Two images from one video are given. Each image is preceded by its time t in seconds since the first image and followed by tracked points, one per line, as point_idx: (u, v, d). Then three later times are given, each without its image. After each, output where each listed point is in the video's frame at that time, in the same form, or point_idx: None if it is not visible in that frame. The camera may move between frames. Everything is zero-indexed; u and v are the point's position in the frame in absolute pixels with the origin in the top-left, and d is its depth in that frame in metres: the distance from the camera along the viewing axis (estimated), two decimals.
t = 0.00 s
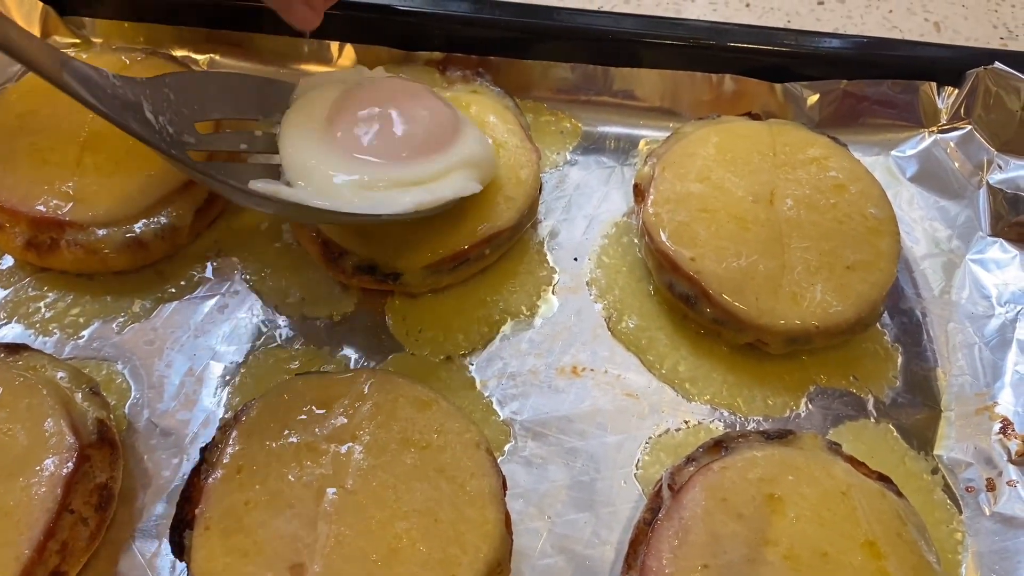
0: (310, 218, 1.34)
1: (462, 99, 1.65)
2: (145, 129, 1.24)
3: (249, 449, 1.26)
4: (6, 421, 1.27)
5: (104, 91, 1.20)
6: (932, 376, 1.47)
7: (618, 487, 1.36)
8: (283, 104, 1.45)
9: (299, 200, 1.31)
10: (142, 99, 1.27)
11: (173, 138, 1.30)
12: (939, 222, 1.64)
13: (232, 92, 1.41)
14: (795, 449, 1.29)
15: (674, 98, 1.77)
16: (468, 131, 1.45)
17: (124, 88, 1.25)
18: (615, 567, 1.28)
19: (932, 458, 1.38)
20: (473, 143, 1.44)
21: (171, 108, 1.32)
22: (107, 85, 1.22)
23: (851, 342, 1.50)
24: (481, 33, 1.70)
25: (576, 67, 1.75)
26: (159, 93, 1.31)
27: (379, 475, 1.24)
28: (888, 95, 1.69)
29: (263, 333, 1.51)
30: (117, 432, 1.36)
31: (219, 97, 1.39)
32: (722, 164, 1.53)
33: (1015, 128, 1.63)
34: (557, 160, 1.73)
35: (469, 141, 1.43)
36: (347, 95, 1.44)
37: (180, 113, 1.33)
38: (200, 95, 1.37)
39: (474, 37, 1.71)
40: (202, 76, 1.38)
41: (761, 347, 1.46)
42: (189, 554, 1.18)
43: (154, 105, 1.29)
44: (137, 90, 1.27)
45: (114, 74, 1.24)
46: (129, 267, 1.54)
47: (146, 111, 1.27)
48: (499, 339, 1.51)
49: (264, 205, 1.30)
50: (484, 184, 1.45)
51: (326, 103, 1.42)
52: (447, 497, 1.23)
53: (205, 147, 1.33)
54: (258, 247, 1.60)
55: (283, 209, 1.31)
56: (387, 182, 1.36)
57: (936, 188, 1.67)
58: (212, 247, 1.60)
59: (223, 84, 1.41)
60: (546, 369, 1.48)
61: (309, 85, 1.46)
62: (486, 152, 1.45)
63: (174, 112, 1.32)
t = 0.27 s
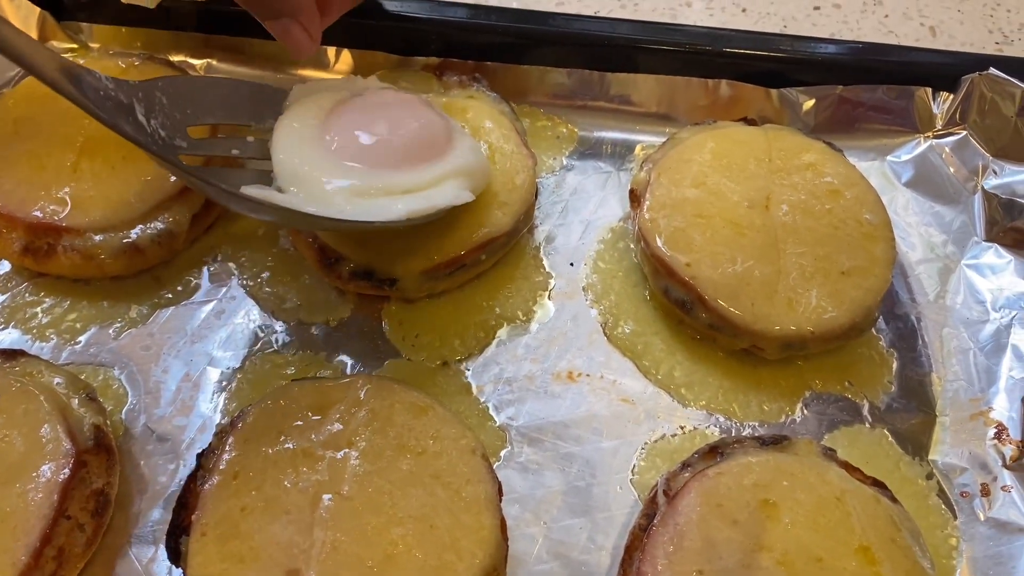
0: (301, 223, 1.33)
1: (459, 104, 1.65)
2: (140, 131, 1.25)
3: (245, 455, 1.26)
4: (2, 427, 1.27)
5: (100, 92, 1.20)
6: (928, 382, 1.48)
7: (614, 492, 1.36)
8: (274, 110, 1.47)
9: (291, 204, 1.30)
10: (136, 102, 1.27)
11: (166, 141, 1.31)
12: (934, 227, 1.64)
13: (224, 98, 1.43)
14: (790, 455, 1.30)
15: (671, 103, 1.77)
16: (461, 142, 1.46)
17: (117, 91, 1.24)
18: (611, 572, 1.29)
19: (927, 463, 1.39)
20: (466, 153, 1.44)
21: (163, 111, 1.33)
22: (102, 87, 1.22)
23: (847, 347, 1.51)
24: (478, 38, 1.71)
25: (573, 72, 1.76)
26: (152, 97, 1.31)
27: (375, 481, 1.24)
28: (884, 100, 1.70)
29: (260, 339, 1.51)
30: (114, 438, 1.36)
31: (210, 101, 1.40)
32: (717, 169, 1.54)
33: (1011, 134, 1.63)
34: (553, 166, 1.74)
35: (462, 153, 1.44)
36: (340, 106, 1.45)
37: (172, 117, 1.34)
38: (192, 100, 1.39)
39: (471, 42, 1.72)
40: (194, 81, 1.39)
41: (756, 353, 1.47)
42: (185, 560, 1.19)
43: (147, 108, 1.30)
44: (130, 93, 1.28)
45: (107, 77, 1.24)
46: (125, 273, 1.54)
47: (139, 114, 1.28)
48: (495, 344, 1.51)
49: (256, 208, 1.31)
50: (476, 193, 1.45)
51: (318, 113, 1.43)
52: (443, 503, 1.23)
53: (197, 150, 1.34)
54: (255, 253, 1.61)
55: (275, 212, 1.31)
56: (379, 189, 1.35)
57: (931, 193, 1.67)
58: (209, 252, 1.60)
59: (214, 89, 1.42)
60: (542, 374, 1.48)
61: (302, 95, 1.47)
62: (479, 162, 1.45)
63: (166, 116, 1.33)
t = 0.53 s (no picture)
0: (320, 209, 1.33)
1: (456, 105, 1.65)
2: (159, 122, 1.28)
3: (241, 456, 1.26)
4: None
5: (119, 82, 1.22)
6: (925, 383, 1.47)
7: (611, 494, 1.36)
8: (290, 101, 1.46)
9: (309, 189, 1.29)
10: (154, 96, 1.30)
11: (185, 132, 1.33)
12: (931, 228, 1.64)
13: (241, 92, 1.44)
14: (787, 456, 1.30)
15: (668, 104, 1.77)
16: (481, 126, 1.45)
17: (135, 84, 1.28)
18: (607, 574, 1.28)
19: (924, 465, 1.38)
20: (487, 137, 1.43)
21: (181, 105, 1.36)
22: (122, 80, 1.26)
23: (844, 348, 1.51)
24: (475, 39, 1.71)
25: (570, 73, 1.76)
26: (169, 90, 1.35)
27: (371, 483, 1.24)
28: (880, 100, 1.70)
29: (257, 340, 1.51)
30: (110, 439, 1.36)
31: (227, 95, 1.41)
32: (714, 170, 1.54)
33: (1008, 135, 1.63)
34: (550, 166, 1.74)
35: (483, 136, 1.43)
36: (357, 92, 1.45)
37: (189, 110, 1.37)
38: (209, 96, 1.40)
39: (468, 43, 1.72)
40: (212, 77, 1.42)
41: (753, 354, 1.46)
42: (181, 562, 1.18)
43: (165, 101, 1.33)
44: (148, 87, 1.31)
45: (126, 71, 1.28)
46: (122, 274, 1.54)
47: (158, 106, 1.30)
48: (493, 345, 1.51)
49: (273, 195, 1.28)
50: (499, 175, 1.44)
51: (337, 101, 1.43)
52: (439, 504, 1.23)
53: (215, 143, 1.36)
54: (251, 254, 1.60)
55: (292, 199, 1.29)
56: (402, 174, 1.35)
57: (929, 194, 1.67)
58: (206, 253, 1.60)
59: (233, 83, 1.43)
60: (539, 375, 1.48)
61: (320, 84, 1.47)
62: (500, 146, 1.44)
63: (184, 109, 1.36)
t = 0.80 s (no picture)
0: (303, 204, 1.33)
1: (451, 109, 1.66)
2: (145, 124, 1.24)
3: (236, 460, 1.26)
4: None
5: (107, 87, 1.19)
6: (919, 386, 1.48)
7: (605, 498, 1.36)
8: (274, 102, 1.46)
9: (292, 185, 1.29)
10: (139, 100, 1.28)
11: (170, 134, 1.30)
12: (926, 232, 1.64)
13: (225, 94, 1.43)
14: (780, 460, 1.30)
15: (663, 108, 1.78)
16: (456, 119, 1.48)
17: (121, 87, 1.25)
18: None
19: (918, 468, 1.39)
20: (463, 130, 1.47)
21: (165, 108, 1.34)
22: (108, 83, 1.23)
23: (838, 352, 1.51)
24: (470, 43, 1.71)
25: (565, 76, 1.76)
26: (153, 94, 1.32)
27: (365, 487, 1.24)
28: (875, 104, 1.70)
29: (252, 344, 1.52)
30: (105, 443, 1.36)
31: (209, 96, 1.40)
32: (708, 174, 1.54)
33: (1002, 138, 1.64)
34: (545, 170, 1.74)
35: (459, 130, 1.46)
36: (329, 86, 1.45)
37: (173, 113, 1.35)
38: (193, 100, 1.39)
39: (463, 47, 1.72)
40: (194, 81, 1.41)
41: (747, 357, 1.47)
42: (175, 566, 1.19)
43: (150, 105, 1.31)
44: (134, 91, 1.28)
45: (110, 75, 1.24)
46: (118, 278, 1.55)
47: (143, 110, 1.28)
48: (487, 349, 1.52)
49: (257, 190, 1.27)
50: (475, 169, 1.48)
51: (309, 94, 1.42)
52: (433, 508, 1.23)
53: (199, 145, 1.34)
54: (247, 258, 1.61)
55: (275, 193, 1.28)
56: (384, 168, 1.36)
57: (923, 198, 1.68)
58: (201, 257, 1.61)
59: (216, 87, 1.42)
60: (533, 379, 1.48)
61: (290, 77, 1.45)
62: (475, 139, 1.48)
63: (168, 113, 1.34)
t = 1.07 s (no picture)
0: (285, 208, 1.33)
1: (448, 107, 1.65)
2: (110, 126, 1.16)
3: (231, 459, 1.25)
4: None
5: (70, 86, 1.11)
6: (917, 385, 1.47)
7: (602, 496, 1.36)
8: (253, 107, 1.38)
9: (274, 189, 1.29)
10: (105, 100, 1.19)
11: (138, 136, 1.22)
12: (925, 230, 1.64)
13: (201, 97, 1.34)
14: (778, 458, 1.29)
15: (661, 106, 1.77)
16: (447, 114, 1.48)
17: (86, 87, 1.16)
18: None
19: (917, 466, 1.38)
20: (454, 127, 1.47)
21: (133, 109, 1.25)
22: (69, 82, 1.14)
23: (837, 350, 1.50)
24: (468, 41, 1.71)
25: (563, 74, 1.75)
26: (120, 95, 1.24)
27: (362, 486, 1.23)
28: (873, 102, 1.70)
29: (249, 343, 1.51)
30: (99, 442, 1.35)
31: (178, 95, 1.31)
32: (706, 172, 1.53)
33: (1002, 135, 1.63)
34: (543, 168, 1.73)
35: (450, 126, 1.47)
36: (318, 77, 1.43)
37: (141, 115, 1.26)
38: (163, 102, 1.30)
39: (460, 45, 1.71)
40: (164, 83, 1.32)
41: (745, 356, 1.46)
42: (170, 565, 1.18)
43: (116, 106, 1.22)
44: (99, 91, 1.19)
45: (74, 74, 1.16)
46: (114, 276, 1.54)
47: (110, 111, 1.19)
48: (484, 347, 1.51)
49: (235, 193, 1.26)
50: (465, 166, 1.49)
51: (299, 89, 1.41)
52: (429, 507, 1.23)
53: (171, 146, 1.24)
54: (244, 257, 1.60)
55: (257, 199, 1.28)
56: (373, 169, 1.38)
57: (922, 196, 1.67)
58: (198, 255, 1.60)
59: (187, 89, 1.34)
60: (530, 378, 1.48)
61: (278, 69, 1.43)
62: (467, 135, 1.49)
63: (136, 114, 1.25)
